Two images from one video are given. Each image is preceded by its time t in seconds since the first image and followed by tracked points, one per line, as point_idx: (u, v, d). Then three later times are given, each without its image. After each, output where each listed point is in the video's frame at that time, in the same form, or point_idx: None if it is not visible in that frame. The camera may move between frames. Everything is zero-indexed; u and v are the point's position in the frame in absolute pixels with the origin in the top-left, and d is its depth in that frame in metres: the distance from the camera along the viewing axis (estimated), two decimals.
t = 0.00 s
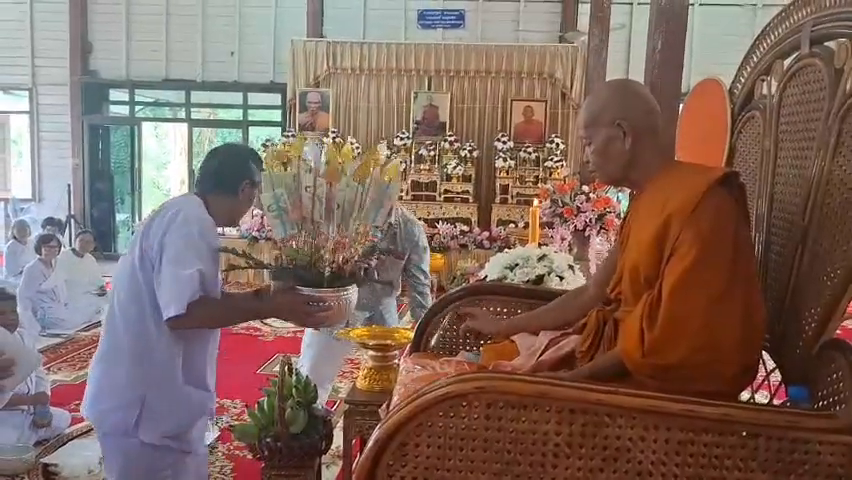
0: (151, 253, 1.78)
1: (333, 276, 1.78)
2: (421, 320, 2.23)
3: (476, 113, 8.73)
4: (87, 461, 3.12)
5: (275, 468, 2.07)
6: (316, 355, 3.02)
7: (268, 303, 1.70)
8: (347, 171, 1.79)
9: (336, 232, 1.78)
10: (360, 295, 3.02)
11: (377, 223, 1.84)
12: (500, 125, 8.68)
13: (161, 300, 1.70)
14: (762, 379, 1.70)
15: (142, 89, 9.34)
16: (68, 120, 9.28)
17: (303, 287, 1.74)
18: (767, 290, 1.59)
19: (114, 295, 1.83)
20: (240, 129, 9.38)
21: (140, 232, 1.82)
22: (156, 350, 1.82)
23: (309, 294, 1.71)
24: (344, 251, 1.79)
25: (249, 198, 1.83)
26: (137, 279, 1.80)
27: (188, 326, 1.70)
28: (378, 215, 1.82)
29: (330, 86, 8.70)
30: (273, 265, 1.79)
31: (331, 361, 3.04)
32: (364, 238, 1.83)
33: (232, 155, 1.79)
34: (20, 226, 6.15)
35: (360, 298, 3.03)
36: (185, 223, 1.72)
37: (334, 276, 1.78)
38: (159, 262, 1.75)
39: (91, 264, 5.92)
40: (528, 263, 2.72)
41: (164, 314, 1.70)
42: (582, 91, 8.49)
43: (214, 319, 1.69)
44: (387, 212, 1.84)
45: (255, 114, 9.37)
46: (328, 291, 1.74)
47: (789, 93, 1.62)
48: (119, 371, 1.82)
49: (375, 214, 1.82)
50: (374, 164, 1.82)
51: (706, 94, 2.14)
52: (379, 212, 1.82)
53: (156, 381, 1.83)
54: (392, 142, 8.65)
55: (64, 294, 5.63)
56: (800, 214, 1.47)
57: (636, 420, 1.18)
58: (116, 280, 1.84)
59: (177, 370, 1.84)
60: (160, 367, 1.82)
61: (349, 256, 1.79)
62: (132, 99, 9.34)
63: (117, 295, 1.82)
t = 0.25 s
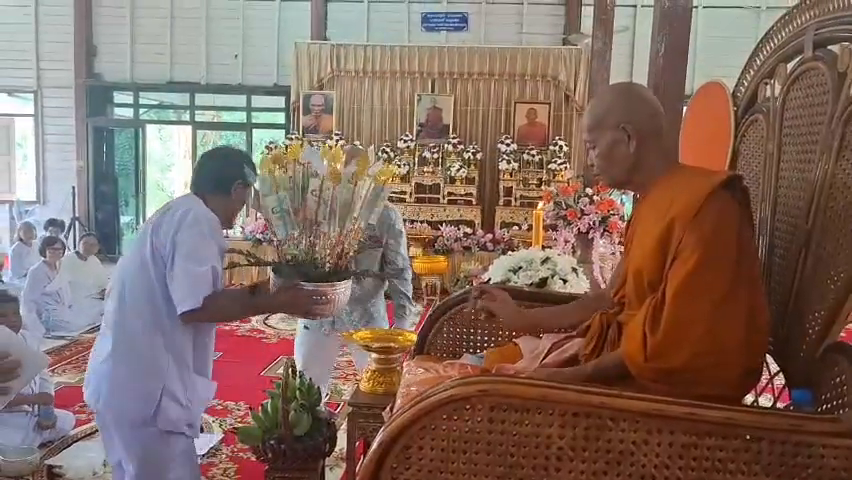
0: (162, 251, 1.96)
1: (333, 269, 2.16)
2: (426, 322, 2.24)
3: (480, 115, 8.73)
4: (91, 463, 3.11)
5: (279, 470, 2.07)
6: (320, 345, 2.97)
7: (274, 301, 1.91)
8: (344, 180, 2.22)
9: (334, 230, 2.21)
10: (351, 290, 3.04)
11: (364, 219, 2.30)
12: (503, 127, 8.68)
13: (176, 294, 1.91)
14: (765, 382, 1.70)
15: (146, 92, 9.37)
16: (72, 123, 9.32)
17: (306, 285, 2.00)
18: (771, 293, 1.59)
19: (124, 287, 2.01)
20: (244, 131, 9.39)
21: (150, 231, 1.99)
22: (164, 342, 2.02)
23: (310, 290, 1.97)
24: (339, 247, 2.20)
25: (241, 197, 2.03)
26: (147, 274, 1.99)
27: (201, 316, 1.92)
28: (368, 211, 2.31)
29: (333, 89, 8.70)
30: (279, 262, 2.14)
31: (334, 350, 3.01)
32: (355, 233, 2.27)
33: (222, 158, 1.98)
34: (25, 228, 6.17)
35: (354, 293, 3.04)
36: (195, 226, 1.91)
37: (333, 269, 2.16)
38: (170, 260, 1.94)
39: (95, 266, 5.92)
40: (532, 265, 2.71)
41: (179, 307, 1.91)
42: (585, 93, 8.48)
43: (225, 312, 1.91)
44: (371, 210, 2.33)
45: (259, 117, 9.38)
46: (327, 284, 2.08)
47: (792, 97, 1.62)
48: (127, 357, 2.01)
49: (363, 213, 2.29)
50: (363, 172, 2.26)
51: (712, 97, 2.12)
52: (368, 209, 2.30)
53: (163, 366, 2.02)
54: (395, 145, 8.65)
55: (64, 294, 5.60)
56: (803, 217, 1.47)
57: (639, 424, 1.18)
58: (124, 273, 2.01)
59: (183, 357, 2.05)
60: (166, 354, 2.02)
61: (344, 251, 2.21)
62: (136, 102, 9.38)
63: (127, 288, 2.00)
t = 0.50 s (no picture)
0: (172, 250, 2.01)
1: (330, 269, 2.31)
2: (432, 324, 2.25)
3: (486, 118, 8.73)
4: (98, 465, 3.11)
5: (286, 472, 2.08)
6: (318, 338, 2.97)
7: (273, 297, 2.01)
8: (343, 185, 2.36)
9: (331, 232, 2.35)
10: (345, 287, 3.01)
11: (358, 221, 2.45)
12: (510, 130, 8.68)
13: (185, 292, 1.98)
14: (772, 386, 1.70)
15: (154, 95, 9.41)
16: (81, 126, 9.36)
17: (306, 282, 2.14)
18: (777, 297, 1.59)
19: (130, 283, 2.05)
20: (252, 134, 9.41)
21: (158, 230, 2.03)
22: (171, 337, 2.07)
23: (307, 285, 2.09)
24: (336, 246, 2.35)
25: (239, 197, 2.08)
26: (155, 272, 2.03)
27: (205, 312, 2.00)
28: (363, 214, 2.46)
29: (340, 92, 8.71)
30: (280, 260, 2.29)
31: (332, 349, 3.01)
32: (350, 234, 2.42)
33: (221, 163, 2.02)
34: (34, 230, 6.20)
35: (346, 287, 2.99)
36: (204, 227, 1.98)
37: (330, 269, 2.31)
38: (180, 260, 1.99)
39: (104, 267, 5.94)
40: (538, 268, 2.73)
41: (188, 304, 1.98)
42: (592, 96, 8.47)
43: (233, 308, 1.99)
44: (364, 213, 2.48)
45: (266, 120, 9.40)
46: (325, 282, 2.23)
47: (799, 99, 1.62)
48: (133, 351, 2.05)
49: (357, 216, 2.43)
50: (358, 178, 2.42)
51: (717, 101, 2.13)
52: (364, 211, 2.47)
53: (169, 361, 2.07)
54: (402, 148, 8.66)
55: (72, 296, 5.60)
56: (811, 221, 1.47)
57: (645, 427, 1.18)
58: (130, 269, 2.05)
59: (189, 351, 2.11)
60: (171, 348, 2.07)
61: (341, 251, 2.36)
62: (144, 105, 9.44)
63: (134, 284, 2.03)
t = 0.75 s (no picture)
0: (196, 252, 2.02)
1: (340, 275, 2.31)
2: (440, 325, 2.25)
3: (494, 119, 8.73)
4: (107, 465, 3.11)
5: (294, 472, 2.08)
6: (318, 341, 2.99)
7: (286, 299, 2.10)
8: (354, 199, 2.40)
9: (343, 243, 2.36)
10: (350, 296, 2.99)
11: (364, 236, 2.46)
12: (517, 132, 8.67)
13: (209, 292, 2.01)
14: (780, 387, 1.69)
15: (163, 97, 9.44)
16: (90, 127, 9.41)
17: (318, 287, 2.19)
18: (786, 298, 1.58)
19: (152, 278, 2.05)
20: (260, 135, 9.44)
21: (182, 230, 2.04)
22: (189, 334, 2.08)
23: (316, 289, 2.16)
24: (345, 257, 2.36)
25: (247, 198, 2.11)
26: (178, 271, 2.04)
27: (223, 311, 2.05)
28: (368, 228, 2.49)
29: (349, 93, 8.72)
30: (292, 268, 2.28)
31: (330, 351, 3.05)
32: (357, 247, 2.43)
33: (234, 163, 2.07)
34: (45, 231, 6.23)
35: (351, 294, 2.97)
36: (228, 231, 2.01)
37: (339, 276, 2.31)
38: (204, 263, 2.02)
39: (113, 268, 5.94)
40: (545, 269, 2.71)
41: (212, 304, 2.02)
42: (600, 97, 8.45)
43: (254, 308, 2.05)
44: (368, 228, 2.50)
45: (274, 121, 9.43)
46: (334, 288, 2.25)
47: (808, 100, 1.61)
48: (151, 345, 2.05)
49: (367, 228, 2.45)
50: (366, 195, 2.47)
51: (726, 101, 2.12)
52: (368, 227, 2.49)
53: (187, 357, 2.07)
54: (409, 149, 8.67)
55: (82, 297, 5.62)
56: (819, 221, 1.47)
57: (652, 429, 1.18)
58: (152, 265, 2.05)
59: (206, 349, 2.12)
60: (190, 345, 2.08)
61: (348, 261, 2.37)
62: (154, 106, 9.46)
63: (157, 280, 2.04)
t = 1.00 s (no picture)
0: (230, 257, 2.05)
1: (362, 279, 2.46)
2: (450, 326, 2.25)
3: (504, 119, 8.71)
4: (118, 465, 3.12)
5: (305, 472, 2.09)
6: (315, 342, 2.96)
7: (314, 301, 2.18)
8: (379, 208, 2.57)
9: (368, 249, 2.50)
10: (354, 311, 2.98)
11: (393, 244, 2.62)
12: (527, 132, 8.65)
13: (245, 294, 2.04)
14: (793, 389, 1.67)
15: (174, 98, 9.48)
16: (102, 129, 9.47)
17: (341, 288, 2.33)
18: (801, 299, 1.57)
19: (186, 280, 2.05)
20: (270, 136, 9.47)
21: (214, 234, 2.05)
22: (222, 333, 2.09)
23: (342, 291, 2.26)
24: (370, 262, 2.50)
25: (268, 196, 2.17)
26: (213, 274, 2.05)
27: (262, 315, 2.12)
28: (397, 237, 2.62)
29: (359, 94, 8.73)
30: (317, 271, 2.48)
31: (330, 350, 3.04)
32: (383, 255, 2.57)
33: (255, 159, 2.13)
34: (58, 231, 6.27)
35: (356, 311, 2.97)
36: (259, 236, 2.05)
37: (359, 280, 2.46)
38: (239, 268, 2.05)
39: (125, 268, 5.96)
40: (556, 270, 2.71)
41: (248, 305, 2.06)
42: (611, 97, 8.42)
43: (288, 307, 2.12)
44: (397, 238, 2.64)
45: (285, 122, 9.45)
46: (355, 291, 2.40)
47: (821, 100, 1.60)
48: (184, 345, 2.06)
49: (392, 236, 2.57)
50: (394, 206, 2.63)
51: (737, 102, 2.11)
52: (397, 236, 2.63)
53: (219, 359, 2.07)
54: (419, 150, 8.67)
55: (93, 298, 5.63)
56: (833, 222, 1.47)
57: (664, 430, 1.18)
58: (186, 268, 2.06)
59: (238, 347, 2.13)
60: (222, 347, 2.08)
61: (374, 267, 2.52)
62: (165, 108, 9.49)
63: (190, 282, 2.05)
